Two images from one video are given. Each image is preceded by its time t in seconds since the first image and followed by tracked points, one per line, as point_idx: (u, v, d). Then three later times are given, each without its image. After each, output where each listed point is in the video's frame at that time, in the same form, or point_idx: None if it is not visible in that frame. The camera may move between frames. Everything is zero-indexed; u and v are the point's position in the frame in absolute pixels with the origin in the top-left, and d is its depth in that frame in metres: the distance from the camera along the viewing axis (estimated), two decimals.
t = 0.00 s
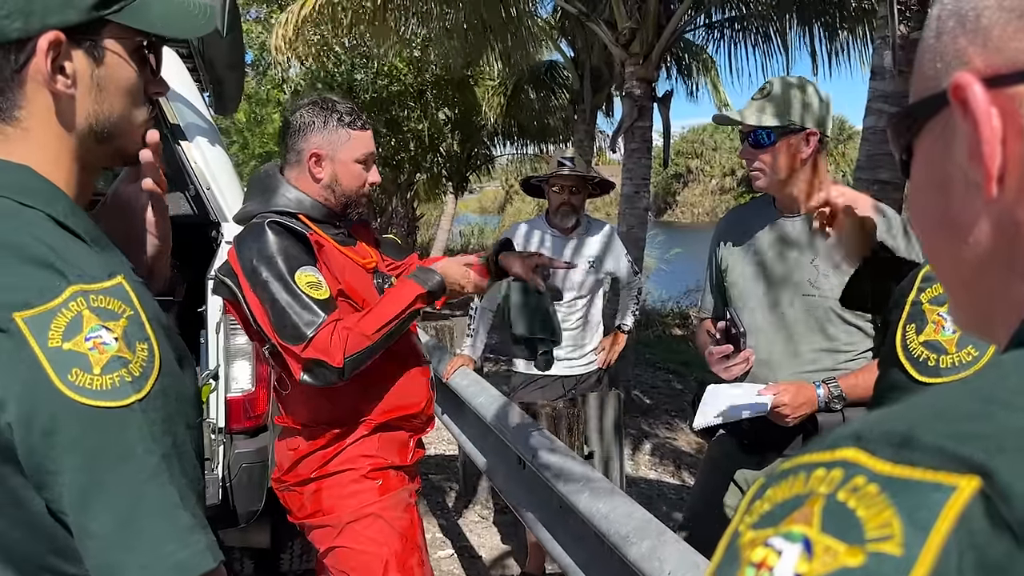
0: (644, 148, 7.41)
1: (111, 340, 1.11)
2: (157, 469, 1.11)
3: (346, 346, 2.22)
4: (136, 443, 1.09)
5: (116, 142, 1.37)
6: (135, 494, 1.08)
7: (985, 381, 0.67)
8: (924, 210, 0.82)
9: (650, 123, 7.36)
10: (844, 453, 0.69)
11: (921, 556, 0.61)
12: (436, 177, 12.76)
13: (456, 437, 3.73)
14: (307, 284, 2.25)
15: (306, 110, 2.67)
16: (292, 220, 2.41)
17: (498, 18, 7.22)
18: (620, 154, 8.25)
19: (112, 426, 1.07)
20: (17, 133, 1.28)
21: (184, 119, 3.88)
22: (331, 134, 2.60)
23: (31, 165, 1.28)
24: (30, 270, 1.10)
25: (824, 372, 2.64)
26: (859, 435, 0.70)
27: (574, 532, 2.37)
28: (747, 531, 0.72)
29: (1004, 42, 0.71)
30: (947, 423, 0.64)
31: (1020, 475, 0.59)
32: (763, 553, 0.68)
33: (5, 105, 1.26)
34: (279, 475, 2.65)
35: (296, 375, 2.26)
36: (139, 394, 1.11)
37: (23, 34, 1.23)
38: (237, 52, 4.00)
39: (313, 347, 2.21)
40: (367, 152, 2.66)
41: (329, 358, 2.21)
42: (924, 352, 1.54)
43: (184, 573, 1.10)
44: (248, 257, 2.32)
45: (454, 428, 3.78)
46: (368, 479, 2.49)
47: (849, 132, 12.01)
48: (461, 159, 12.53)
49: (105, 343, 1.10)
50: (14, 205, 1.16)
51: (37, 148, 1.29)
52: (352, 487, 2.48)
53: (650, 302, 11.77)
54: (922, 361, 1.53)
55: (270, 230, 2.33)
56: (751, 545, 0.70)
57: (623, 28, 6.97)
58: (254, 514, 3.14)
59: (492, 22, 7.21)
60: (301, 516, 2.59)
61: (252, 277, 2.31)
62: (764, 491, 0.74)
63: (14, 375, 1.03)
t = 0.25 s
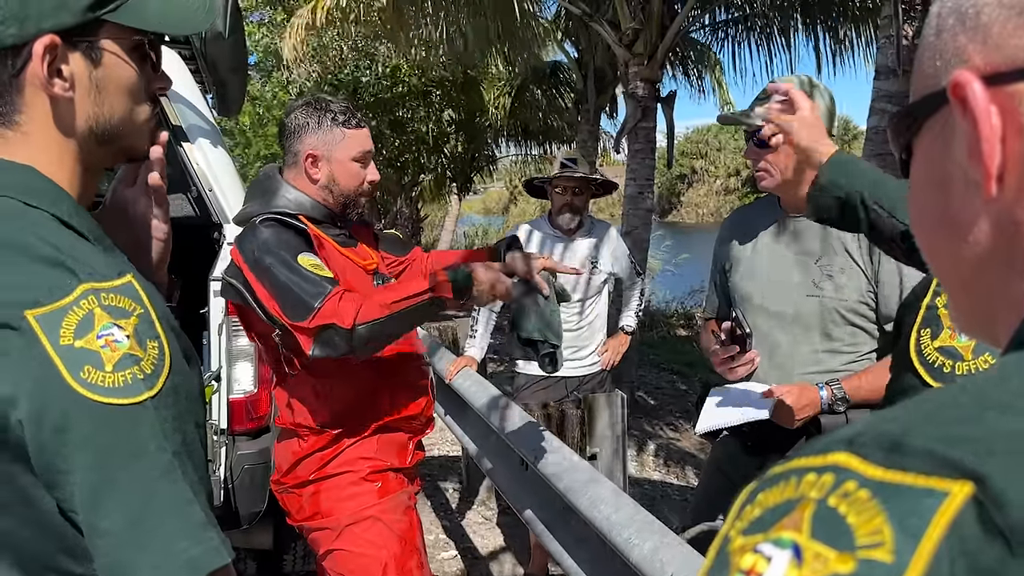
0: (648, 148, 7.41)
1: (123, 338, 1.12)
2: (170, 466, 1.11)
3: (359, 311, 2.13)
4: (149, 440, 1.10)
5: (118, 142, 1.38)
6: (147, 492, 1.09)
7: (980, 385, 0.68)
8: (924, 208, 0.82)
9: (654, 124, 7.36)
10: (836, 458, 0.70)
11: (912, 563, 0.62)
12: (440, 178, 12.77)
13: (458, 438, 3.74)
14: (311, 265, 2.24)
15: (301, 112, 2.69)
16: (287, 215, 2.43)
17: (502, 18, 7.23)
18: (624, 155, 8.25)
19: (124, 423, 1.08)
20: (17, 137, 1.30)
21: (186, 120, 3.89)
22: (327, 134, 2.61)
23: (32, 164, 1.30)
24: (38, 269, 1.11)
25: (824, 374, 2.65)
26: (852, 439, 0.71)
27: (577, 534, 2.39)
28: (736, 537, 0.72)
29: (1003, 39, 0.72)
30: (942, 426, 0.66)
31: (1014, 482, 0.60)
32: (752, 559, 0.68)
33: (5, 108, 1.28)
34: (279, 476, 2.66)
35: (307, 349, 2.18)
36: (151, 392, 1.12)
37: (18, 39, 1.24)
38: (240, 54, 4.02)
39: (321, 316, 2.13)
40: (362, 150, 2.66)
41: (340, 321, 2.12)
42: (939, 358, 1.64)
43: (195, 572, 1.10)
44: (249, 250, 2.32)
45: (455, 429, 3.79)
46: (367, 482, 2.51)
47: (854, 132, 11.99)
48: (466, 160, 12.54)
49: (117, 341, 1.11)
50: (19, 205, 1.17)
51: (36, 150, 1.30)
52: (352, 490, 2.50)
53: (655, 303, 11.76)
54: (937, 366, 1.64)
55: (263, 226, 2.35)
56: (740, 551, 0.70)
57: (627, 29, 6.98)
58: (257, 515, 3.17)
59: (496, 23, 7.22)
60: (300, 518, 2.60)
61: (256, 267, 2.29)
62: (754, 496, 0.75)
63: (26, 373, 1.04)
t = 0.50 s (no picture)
0: (653, 148, 7.38)
1: (115, 339, 1.10)
2: (161, 469, 1.10)
3: (350, 285, 2.13)
4: (141, 443, 1.08)
5: (119, 144, 1.37)
6: (138, 495, 1.07)
7: (984, 389, 0.66)
8: (925, 211, 0.80)
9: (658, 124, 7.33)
10: (834, 465, 0.68)
11: None
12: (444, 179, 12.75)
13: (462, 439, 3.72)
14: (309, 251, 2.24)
15: (313, 111, 2.66)
16: (287, 210, 2.43)
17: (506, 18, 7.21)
18: (628, 154, 8.22)
19: (116, 425, 1.06)
20: (17, 140, 1.28)
21: (187, 121, 3.88)
22: (338, 136, 2.60)
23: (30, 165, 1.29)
24: (33, 270, 1.10)
25: (828, 376, 2.62)
26: (850, 445, 0.69)
27: (580, 536, 2.37)
28: (732, 547, 0.70)
29: (1006, 35, 0.70)
30: (942, 432, 0.64)
31: (1017, 491, 0.58)
32: (747, 569, 0.67)
33: (4, 111, 1.27)
34: (278, 479, 2.64)
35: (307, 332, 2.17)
36: (143, 394, 1.10)
37: (17, 44, 1.23)
38: (242, 54, 4.01)
39: (316, 294, 2.14)
40: (372, 156, 2.66)
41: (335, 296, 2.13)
42: (929, 363, 1.61)
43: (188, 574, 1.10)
44: (249, 243, 2.33)
45: (459, 430, 3.77)
46: (368, 485, 2.49)
47: (859, 131, 11.95)
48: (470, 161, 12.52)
49: (109, 343, 1.09)
50: (16, 207, 1.16)
51: (36, 151, 1.29)
52: (353, 493, 2.48)
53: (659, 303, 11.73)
54: (927, 372, 1.60)
55: (258, 223, 2.34)
56: (735, 561, 0.68)
57: (631, 29, 6.95)
58: (259, 517, 3.12)
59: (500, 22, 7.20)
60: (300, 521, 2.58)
61: (255, 258, 2.29)
62: (751, 504, 0.73)
63: (16, 374, 1.03)
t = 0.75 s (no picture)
0: (656, 148, 7.36)
1: (99, 344, 1.09)
2: (141, 476, 1.09)
3: (367, 309, 2.18)
4: (123, 449, 1.07)
5: (117, 146, 1.36)
6: (120, 501, 1.07)
7: (989, 394, 0.65)
8: (933, 203, 0.79)
9: (662, 124, 7.32)
10: (837, 470, 0.66)
11: None
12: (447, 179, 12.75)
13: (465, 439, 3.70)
14: (319, 263, 2.23)
15: (308, 110, 2.67)
16: (292, 215, 2.41)
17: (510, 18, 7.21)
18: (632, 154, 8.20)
19: (97, 431, 1.05)
20: (17, 139, 1.26)
21: (190, 121, 3.87)
22: (333, 134, 2.59)
23: (28, 166, 1.27)
24: (18, 271, 1.09)
25: (833, 376, 2.60)
26: (853, 449, 0.67)
27: (584, 538, 2.35)
28: (731, 553, 0.68)
29: (1013, 32, 0.69)
30: (945, 436, 0.63)
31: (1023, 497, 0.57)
32: None
33: (3, 111, 1.25)
34: (280, 483, 2.62)
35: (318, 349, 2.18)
36: (125, 400, 1.09)
37: (22, 43, 1.20)
38: (244, 55, 4.01)
39: (331, 315, 2.15)
40: (370, 150, 2.65)
41: (351, 320, 2.16)
42: (908, 366, 1.53)
43: None
44: (254, 246, 2.30)
45: (462, 431, 3.75)
46: (372, 488, 2.48)
47: (864, 132, 11.92)
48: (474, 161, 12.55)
49: (93, 347, 1.08)
50: (11, 207, 1.15)
51: (37, 152, 1.27)
52: (355, 496, 2.47)
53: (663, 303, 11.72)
54: (907, 376, 1.52)
55: (263, 228, 2.33)
56: (735, 568, 0.67)
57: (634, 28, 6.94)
58: (262, 518, 3.08)
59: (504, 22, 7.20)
60: (302, 525, 2.57)
61: (260, 265, 2.28)
62: (751, 509, 0.71)
63: None
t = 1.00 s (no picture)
0: (660, 148, 7.33)
1: (94, 346, 1.08)
2: (132, 480, 1.08)
3: (376, 307, 2.16)
4: (116, 452, 1.07)
5: (121, 146, 1.36)
6: (111, 503, 1.06)
7: (993, 394, 0.64)
8: (936, 201, 0.78)
9: (665, 123, 7.30)
10: (837, 469, 0.66)
11: None
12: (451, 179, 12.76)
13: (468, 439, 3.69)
14: (324, 262, 2.22)
15: (312, 109, 2.67)
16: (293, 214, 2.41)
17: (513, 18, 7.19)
18: (636, 154, 8.19)
19: (90, 434, 1.04)
20: (18, 139, 1.27)
21: (193, 122, 3.88)
22: (338, 134, 2.59)
23: (28, 166, 1.27)
24: (14, 272, 1.09)
25: (836, 377, 2.59)
26: (854, 449, 0.66)
27: (587, 539, 2.35)
28: (730, 553, 0.67)
29: (1018, 28, 0.68)
30: (949, 437, 0.62)
31: None
32: None
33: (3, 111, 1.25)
34: (283, 484, 2.64)
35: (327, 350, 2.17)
36: (119, 404, 1.08)
37: (27, 43, 1.20)
38: (247, 55, 4.00)
39: (340, 316, 2.13)
40: (374, 152, 2.64)
41: (360, 320, 2.14)
42: (906, 364, 1.50)
43: None
44: (258, 249, 2.30)
45: (465, 431, 3.75)
46: (373, 490, 2.47)
47: (868, 131, 11.89)
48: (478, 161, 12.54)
49: (87, 350, 1.07)
50: (10, 207, 1.15)
51: (38, 153, 1.27)
52: (358, 498, 2.47)
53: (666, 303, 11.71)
54: (903, 373, 1.50)
55: (267, 228, 2.32)
56: (734, 568, 0.66)
57: (638, 27, 6.93)
58: (264, 518, 3.10)
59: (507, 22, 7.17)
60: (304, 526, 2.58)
61: (264, 266, 2.28)
62: (751, 509, 0.70)
63: None
